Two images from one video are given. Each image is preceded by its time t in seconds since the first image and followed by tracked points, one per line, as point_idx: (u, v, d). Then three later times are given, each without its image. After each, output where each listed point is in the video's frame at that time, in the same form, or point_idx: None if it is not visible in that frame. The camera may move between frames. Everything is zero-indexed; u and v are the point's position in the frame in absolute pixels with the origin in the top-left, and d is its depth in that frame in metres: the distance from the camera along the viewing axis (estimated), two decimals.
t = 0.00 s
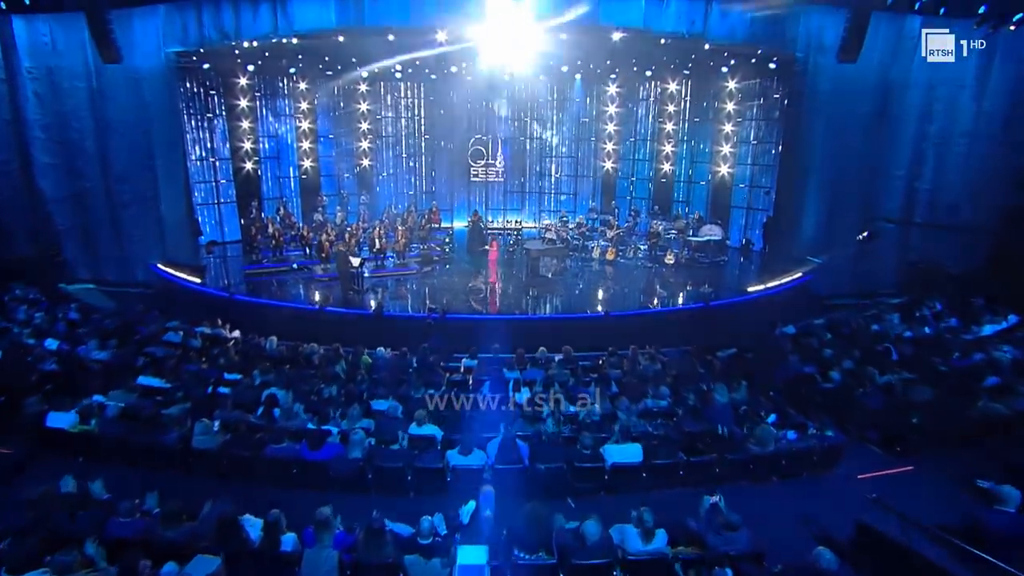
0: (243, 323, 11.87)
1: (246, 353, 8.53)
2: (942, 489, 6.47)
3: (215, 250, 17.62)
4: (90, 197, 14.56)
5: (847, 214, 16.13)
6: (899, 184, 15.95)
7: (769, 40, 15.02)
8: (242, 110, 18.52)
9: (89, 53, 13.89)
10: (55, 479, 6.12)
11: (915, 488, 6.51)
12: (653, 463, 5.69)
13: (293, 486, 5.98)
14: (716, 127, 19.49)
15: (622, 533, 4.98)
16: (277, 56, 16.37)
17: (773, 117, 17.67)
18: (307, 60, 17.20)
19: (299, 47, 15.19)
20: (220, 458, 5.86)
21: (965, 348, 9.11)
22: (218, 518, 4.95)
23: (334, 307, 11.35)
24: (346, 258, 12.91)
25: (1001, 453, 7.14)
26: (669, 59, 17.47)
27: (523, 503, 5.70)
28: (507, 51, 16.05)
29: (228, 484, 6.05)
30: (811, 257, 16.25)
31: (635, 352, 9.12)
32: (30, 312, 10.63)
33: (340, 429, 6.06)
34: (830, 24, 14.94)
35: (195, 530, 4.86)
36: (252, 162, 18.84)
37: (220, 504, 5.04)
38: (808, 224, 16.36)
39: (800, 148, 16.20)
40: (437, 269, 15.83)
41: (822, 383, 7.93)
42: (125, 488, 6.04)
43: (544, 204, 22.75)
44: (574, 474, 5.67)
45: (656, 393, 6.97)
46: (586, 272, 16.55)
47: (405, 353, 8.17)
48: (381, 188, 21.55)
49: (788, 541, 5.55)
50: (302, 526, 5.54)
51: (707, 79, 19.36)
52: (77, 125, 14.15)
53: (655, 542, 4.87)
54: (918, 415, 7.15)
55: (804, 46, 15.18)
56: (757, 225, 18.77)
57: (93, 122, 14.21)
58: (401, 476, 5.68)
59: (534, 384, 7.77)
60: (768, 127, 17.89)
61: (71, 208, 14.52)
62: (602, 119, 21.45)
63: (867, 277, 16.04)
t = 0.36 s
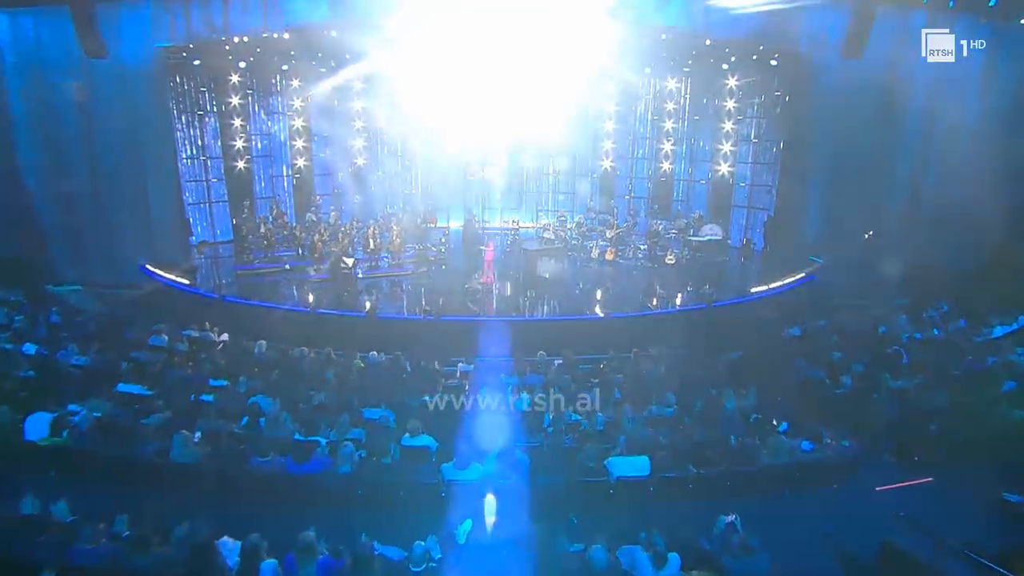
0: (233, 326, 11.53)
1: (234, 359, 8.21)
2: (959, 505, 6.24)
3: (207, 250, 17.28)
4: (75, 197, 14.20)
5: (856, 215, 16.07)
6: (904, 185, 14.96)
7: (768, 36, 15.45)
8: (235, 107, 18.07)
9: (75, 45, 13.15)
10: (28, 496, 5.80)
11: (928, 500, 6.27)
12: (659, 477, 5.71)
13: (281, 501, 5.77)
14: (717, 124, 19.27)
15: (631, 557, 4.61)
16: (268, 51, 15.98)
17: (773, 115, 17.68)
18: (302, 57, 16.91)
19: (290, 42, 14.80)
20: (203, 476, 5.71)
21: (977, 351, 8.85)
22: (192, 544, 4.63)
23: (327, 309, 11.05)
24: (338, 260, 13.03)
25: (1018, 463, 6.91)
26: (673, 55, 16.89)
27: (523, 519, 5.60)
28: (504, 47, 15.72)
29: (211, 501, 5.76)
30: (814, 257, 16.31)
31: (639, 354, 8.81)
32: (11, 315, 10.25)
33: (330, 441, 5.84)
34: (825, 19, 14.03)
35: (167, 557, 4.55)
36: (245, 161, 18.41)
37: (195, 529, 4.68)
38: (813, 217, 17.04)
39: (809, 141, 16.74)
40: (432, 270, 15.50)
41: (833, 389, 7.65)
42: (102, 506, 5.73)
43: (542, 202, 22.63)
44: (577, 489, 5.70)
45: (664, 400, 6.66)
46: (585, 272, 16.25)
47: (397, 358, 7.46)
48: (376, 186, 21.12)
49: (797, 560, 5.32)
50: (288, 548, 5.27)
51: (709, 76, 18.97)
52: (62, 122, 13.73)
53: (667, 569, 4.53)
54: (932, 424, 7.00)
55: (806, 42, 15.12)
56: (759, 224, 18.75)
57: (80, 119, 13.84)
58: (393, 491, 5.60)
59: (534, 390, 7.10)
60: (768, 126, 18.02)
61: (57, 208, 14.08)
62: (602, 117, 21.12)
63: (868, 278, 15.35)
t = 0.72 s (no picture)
0: (223, 331, 11.18)
1: (219, 365, 7.86)
2: (988, 517, 5.88)
3: (196, 252, 16.84)
4: (61, 197, 13.70)
5: (853, 215, 15.81)
6: (908, 181, 15.60)
7: (773, 32, 14.45)
8: (224, 105, 17.70)
9: (59, 42, 13.03)
10: None
11: (951, 513, 5.93)
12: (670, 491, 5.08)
13: (263, 521, 5.32)
14: (716, 123, 19.03)
15: None
16: (259, 48, 15.63)
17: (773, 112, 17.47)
18: (293, 53, 16.53)
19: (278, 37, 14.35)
20: (176, 490, 5.18)
21: (991, 354, 8.56)
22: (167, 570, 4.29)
23: (318, 312, 10.68)
24: (332, 260, 12.40)
25: None
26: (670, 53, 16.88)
27: (525, 540, 5.16)
28: (499, 43, 15.32)
29: (188, 520, 5.37)
30: (815, 257, 15.99)
31: (637, 357, 8.62)
32: None
33: (317, 454, 5.44)
34: (836, 16, 14.58)
35: None
36: (236, 160, 18.08)
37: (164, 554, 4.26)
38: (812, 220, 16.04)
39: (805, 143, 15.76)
40: (427, 271, 15.16)
41: (845, 394, 7.34)
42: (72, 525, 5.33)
43: (538, 201, 22.15)
44: (582, 507, 4.99)
45: (666, 407, 6.43)
46: (583, 273, 15.92)
47: (391, 362, 7.62)
48: (369, 186, 20.77)
49: None
50: (271, 571, 4.86)
51: (706, 72, 18.81)
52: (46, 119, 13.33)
53: None
54: (955, 430, 6.60)
55: (809, 37, 14.75)
56: (759, 222, 18.45)
57: (63, 117, 13.39)
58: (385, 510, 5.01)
59: (532, 396, 7.12)
60: (771, 123, 17.71)
61: (41, 208, 13.66)
62: (599, 115, 20.87)
63: (868, 276, 15.69)
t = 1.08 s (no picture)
0: (211, 335, 10.78)
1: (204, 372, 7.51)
2: (1016, 530, 5.59)
3: (187, 253, 16.47)
4: (44, 195, 13.14)
5: (855, 213, 15.60)
6: (910, 179, 15.52)
7: (775, 25, 13.81)
8: (215, 103, 17.12)
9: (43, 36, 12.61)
10: None
11: (977, 526, 5.64)
12: (682, 509, 4.70)
13: (249, 542, 4.99)
14: (715, 121, 18.71)
15: None
16: (250, 43, 15.29)
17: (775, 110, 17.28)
18: (285, 49, 16.14)
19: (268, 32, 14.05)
20: (153, 509, 4.83)
21: (1005, 357, 8.33)
22: None
23: (309, 315, 10.33)
24: (326, 260, 11.74)
25: None
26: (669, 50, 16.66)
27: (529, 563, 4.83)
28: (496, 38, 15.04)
29: (169, 540, 5.04)
30: (817, 257, 15.72)
31: (641, 361, 8.35)
32: None
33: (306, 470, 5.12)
34: (840, 12, 14.24)
35: None
36: (227, 159, 17.48)
37: None
38: (813, 219, 15.62)
39: (806, 143, 15.33)
40: (422, 272, 14.88)
41: (858, 401, 7.06)
42: (43, 547, 4.99)
43: (535, 200, 21.86)
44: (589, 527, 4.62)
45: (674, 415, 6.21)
46: (582, 274, 15.63)
47: (384, 366, 7.41)
48: (363, 185, 20.54)
49: None
50: None
51: (705, 70, 18.55)
52: (28, 116, 12.79)
53: None
54: (977, 438, 6.32)
55: (812, 33, 14.31)
56: (760, 221, 18.22)
57: (47, 112, 12.92)
58: (378, 531, 4.65)
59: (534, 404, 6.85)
60: (771, 122, 17.47)
61: (25, 207, 13.06)
62: (596, 113, 20.61)
63: (872, 280, 15.70)
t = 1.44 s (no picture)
0: (202, 339, 10.43)
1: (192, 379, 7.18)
2: None
3: (179, 254, 16.09)
4: (30, 195, 13.00)
5: (862, 212, 15.26)
6: (917, 178, 15.26)
7: (782, 20, 13.22)
8: (209, 101, 16.69)
9: (27, 30, 12.38)
10: None
11: (1008, 543, 5.34)
12: (701, 530, 4.38)
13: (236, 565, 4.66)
14: (718, 119, 18.44)
15: None
16: (243, 39, 14.93)
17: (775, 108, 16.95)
18: (280, 46, 15.85)
19: (263, 27, 13.76)
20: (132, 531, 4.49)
21: None
22: None
23: (304, 318, 9.99)
24: (321, 261, 11.41)
25: None
26: (671, 46, 16.41)
27: None
28: (496, 33, 14.75)
29: (150, 563, 4.71)
30: (822, 257, 15.45)
31: (648, 366, 8.05)
32: None
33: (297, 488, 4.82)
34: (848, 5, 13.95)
35: None
36: (220, 158, 17.05)
37: None
38: (818, 217, 15.29)
39: (812, 140, 15.06)
40: (420, 273, 14.56)
41: (877, 409, 6.76)
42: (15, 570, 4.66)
43: (534, 199, 21.56)
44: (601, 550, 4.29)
45: (686, 424, 5.93)
46: (583, 275, 15.31)
47: (381, 372, 7.13)
48: (359, 184, 20.21)
49: None
50: None
51: (707, 67, 18.27)
52: (15, 112, 12.64)
53: None
54: (1004, 449, 6.03)
55: (819, 29, 14.10)
56: (763, 220, 17.87)
57: (33, 109, 12.70)
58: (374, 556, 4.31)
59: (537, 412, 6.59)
60: (776, 119, 17.01)
61: (13, 209, 13.01)
62: (596, 111, 20.32)
63: (879, 281, 15.42)
